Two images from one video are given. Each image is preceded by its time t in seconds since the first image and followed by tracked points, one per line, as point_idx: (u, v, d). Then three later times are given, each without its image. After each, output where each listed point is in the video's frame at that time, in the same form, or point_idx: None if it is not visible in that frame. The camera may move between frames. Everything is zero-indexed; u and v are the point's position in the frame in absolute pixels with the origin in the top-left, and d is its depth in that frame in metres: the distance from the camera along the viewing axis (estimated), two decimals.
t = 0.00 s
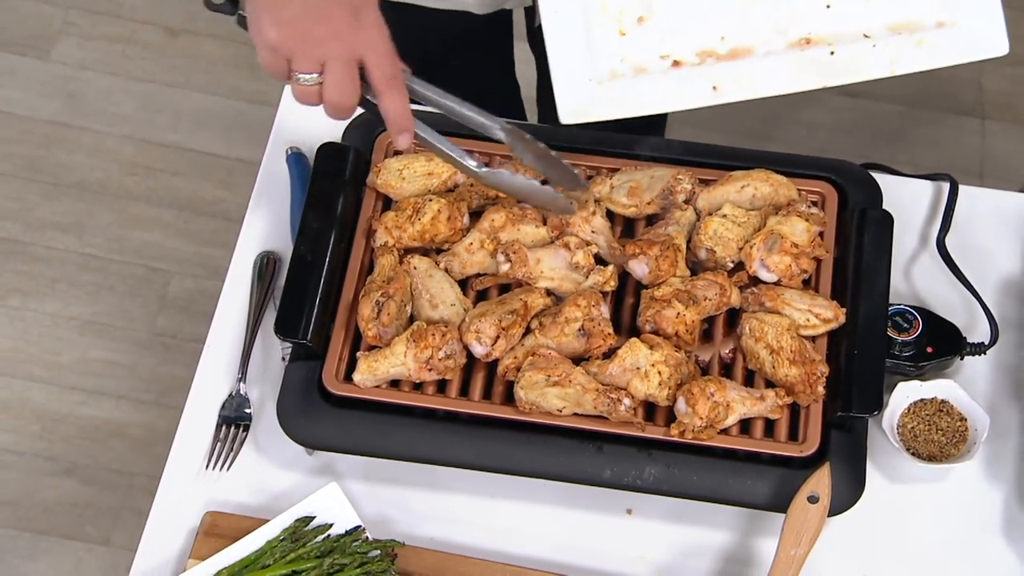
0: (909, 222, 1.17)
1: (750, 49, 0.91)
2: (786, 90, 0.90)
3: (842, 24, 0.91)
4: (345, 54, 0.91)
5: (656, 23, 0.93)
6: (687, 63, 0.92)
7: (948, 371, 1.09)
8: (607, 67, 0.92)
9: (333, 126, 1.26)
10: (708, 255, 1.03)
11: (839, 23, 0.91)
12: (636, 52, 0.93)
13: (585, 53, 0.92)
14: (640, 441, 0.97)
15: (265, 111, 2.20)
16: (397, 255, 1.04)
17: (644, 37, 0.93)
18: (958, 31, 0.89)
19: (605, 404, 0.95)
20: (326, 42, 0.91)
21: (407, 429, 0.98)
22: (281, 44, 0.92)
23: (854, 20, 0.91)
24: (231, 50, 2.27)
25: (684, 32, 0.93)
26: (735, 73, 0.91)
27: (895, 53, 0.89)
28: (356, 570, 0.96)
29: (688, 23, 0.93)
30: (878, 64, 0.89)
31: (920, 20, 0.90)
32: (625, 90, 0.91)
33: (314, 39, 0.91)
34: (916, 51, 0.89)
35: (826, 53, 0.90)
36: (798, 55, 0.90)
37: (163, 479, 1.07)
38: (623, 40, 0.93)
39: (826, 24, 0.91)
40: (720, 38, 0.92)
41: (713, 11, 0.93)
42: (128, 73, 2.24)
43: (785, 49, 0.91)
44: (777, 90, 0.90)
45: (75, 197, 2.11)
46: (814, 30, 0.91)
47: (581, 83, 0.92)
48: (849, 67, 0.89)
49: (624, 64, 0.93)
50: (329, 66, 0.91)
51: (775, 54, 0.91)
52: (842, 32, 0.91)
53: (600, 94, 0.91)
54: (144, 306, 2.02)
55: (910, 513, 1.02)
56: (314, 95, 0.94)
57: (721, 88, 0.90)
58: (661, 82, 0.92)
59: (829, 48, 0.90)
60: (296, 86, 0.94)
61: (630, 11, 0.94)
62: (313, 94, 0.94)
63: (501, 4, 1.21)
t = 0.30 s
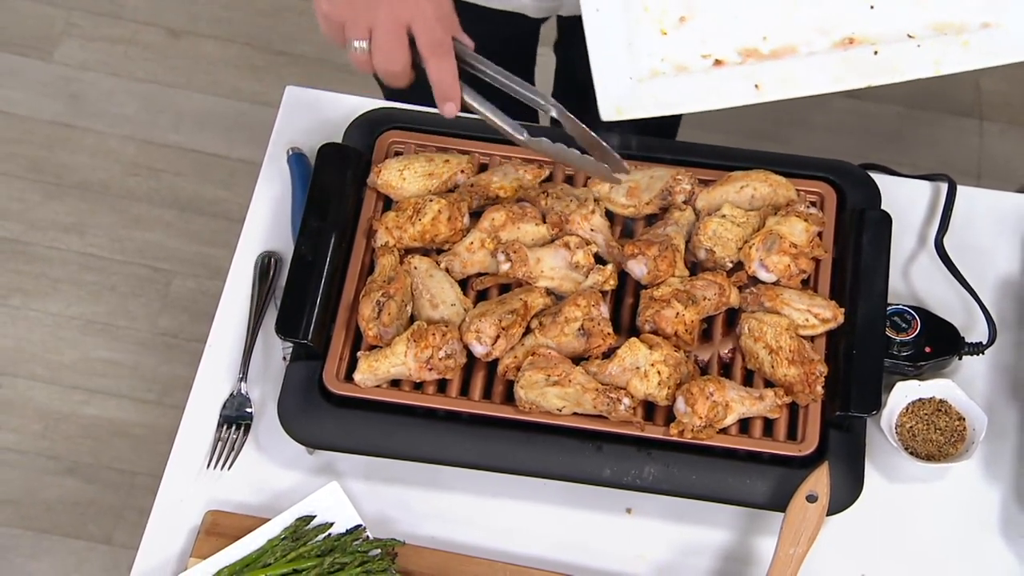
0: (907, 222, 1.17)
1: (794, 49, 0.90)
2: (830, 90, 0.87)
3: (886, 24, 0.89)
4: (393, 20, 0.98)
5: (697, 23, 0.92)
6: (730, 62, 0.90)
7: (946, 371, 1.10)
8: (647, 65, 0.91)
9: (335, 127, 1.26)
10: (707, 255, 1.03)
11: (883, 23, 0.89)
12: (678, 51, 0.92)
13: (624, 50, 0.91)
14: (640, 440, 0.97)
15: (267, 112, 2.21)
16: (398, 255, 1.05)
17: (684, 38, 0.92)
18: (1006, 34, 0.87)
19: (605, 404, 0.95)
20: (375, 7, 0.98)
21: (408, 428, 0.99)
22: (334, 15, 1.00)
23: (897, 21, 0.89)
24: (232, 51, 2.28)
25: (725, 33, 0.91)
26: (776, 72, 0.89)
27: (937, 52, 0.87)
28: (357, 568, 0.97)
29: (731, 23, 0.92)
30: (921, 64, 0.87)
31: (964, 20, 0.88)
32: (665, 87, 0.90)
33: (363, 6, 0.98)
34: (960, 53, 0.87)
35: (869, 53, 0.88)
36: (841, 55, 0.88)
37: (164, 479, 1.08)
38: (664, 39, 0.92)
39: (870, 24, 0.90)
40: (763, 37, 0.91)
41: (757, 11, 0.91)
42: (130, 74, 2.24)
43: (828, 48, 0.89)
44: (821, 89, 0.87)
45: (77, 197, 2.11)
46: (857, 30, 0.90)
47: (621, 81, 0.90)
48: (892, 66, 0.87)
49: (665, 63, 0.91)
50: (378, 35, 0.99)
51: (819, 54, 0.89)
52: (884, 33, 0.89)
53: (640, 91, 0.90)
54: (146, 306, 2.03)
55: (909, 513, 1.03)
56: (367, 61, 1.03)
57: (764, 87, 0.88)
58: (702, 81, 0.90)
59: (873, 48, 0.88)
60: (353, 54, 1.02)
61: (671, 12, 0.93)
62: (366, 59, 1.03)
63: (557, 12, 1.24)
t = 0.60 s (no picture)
0: (907, 222, 1.17)
1: (784, 53, 0.91)
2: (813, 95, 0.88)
3: (882, 39, 0.90)
4: None
5: (693, 18, 0.93)
6: (717, 59, 0.91)
7: (946, 371, 1.10)
8: (636, 54, 0.92)
9: (335, 128, 1.26)
10: (707, 255, 1.03)
11: (878, 37, 0.90)
12: (668, 44, 0.92)
13: (617, 38, 0.92)
14: (640, 440, 0.97)
15: (268, 113, 2.21)
16: (398, 255, 1.05)
17: (678, 31, 0.93)
18: (1000, 59, 0.88)
19: (605, 404, 0.95)
20: None
21: (408, 429, 0.99)
22: None
23: (894, 36, 0.90)
24: (233, 51, 2.28)
25: (719, 29, 0.92)
26: (761, 73, 0.90)
27: (929, 71, 0.88)
28: (357, 568, 0.97)
29: (726, 20, 0.93)
30: (910, 80, 0.88)
31: (962, 42, 0.89)
32: (650, 77, 0.91)
33: None
34: (952, 73, 0.88)
35: (860, 64, 0.89)
36: (830, 63, 0.89)
37: (164, 479, 1.08)
38: (658, 31, 0.93)
39: (866, 38, 0.90)
40: (756, 38, 0.92)
41: (752, 13, 0.93)
42: (130, 75, 2.24)
43: (819, 56, 0.90)
44: (801, 94, 0.88)
45: (78, 197, 2.11)
46: (852, 42, 0.90)
47: (607, 66, 0.91)
48: (880, 77, 0.88)
49: (653, 53, 0.92)
50: None
51: (808, 59, 0.90)
52: (879, 47, 0.90)
53: (625, 79, 0.90)
54: (147, 306, 2.03)
55: (909, 513, 1.03)
56: None
57: (746, 86, 0.89)
58: (687, 75, 0.91)
59: (864, 60, 0.89)
60: None
61: (668, 5, 0.94)
62: None
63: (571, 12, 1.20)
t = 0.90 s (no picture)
0: (908, 223, 1.17)
1: (776, 66, 0.93)
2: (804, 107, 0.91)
3: (873, 57, 0.93)
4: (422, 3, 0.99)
5: (689, 26, 0.96)
6: (710, 69, 0.94)
7: (947, 372, 1.10)
8: (629, 60, 0.95)
9: (335, 128, 1.26)
10: (708, 256, 1.03)
11: (870, 55, 0.93)
12: (663, 53, 0.95)
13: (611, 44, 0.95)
14: (640, 441, 0.97)
15: (268, 113, 2.21)
16: (398, 255, 1.05)
17: (673, 38, 0.96)
18: (990, 80, 0.91)
19: (605, 405, 0.95)
20: None
21: (408, 429, 0.99)
22: None
23: (886, 55, 0.93)
24: (234, 52, 2.28)
25: (712, 38, 0.95)
26: (755, 84, 0.92)
27: (922, 90, 0.90)
28: (357, 569, 0.97)
29: (722, 28, 0.96)
30: (905, 97, 0.90)
31: (954, 65, 0.92)
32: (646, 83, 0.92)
33: None
34: (944, 92, 0.90)
35: (852, 79, 0.92)
36: (824, 76, 0.92)
37: (165, 478, 1.07)
38: (652, 37, 0.96)
39: (860, 55, 0.93)
40: (750, 50, 0.94)
41: (746, 22, 0.95)
42: (131, 75, 2.24)
43: (812, 70, 0.93)
44: (796, 107, 0.91)
45: (79, 197, 2.11)
46: (845, 58, 0.93)
47: (603, 73, 0.93)
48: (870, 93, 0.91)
49: (647, 60, 0.95)
50: (401, 9, 0.99)
51: (801, 73, 0.92)
52: (870, 64, 0.93)
53: (619, 83, 0.92)
54: (147, 306, 2.03)
55: (910, 514, 1.03)
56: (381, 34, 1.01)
57: (739, 96, 0.91)
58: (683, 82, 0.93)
59: (856, 76, 0.92)
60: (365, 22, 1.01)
61: (664, 12, 0.97)
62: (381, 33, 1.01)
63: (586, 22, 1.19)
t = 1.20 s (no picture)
0: (908, 223, 1.17)
1: (820, 67, 0.94)
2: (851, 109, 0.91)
3: (915, 52, 0.94)
4: (561, 115, 0.83)
5: (725, 36, 0.97)
6: (753, 75, 0.95)
7: (947, 372, 1.10)
8: (670, 75, 0.95)
9: (335, 128, 1.26)
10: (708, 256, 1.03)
11: (910, 50, 0.94)
12: (703, 63, 0.96)
13: (651, 61, 0.95)
14: (640, 441, 0.97)
15: (268, 113, 2.22)
16: (398, 255, 1.05)
17: (711, 49, 0.97)
18: None
19: (605, 405, 0.95)
20: (546, 98, 0.83)
21: (408, 429, 0.99)
22: (496, 85, 0.84)
23: (926, 48, 0.94)
24: (234, 52, 2.28)
25: (752, 45, 0.96)
26: (802, 88, 0.92)
27: (969, 79, 0.91)
28: (357, 569, 0.97)
29: (761, 34, 0.97)
30: (952, 88, 0.91)
31: (993, 52, 0.93)
32: (690, 94, 0.93)
33: (532, 90, 0.83)
34: (994, 78, 0.91)
35: (898, 75, 0.92)
36: (868, 74, 0.92)
37: (165, 478, 1.07)
38: (691, 49, 0.97)
39: (899, 50, 0.95)
40: (790, 54, 0.96)
41: (783, 29, 0.97)
42: (131, 75, 2.24)
43: (856, 68, 0.94)
44: (845, 107, 0.91)
45: (78, 197, 2.11)
46: (886, 54, 0.95)
47: (645, 87, 0.93)
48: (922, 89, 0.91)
49: (688, 73, 0.95)
50: (541, 122, 0.82)
51: (845, 72, 0.94)
52: (911, 60, 0.94)
53: (662, 100, 0.93)
54: (147, 306, 2.03)
55: (910, 513, 1.03)
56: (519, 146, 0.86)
57: (787, 101, 0.92)
58: (727, 90, 0.93)
59: (901, 71, 0.92)
60: (498, 131, 0.86)
61: (701, 24, 0.98)
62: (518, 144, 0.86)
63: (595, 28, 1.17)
